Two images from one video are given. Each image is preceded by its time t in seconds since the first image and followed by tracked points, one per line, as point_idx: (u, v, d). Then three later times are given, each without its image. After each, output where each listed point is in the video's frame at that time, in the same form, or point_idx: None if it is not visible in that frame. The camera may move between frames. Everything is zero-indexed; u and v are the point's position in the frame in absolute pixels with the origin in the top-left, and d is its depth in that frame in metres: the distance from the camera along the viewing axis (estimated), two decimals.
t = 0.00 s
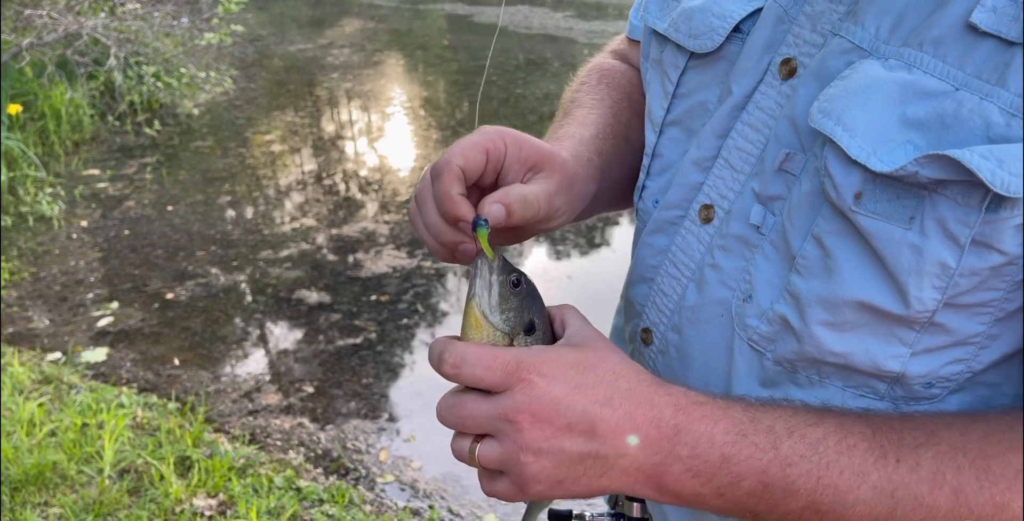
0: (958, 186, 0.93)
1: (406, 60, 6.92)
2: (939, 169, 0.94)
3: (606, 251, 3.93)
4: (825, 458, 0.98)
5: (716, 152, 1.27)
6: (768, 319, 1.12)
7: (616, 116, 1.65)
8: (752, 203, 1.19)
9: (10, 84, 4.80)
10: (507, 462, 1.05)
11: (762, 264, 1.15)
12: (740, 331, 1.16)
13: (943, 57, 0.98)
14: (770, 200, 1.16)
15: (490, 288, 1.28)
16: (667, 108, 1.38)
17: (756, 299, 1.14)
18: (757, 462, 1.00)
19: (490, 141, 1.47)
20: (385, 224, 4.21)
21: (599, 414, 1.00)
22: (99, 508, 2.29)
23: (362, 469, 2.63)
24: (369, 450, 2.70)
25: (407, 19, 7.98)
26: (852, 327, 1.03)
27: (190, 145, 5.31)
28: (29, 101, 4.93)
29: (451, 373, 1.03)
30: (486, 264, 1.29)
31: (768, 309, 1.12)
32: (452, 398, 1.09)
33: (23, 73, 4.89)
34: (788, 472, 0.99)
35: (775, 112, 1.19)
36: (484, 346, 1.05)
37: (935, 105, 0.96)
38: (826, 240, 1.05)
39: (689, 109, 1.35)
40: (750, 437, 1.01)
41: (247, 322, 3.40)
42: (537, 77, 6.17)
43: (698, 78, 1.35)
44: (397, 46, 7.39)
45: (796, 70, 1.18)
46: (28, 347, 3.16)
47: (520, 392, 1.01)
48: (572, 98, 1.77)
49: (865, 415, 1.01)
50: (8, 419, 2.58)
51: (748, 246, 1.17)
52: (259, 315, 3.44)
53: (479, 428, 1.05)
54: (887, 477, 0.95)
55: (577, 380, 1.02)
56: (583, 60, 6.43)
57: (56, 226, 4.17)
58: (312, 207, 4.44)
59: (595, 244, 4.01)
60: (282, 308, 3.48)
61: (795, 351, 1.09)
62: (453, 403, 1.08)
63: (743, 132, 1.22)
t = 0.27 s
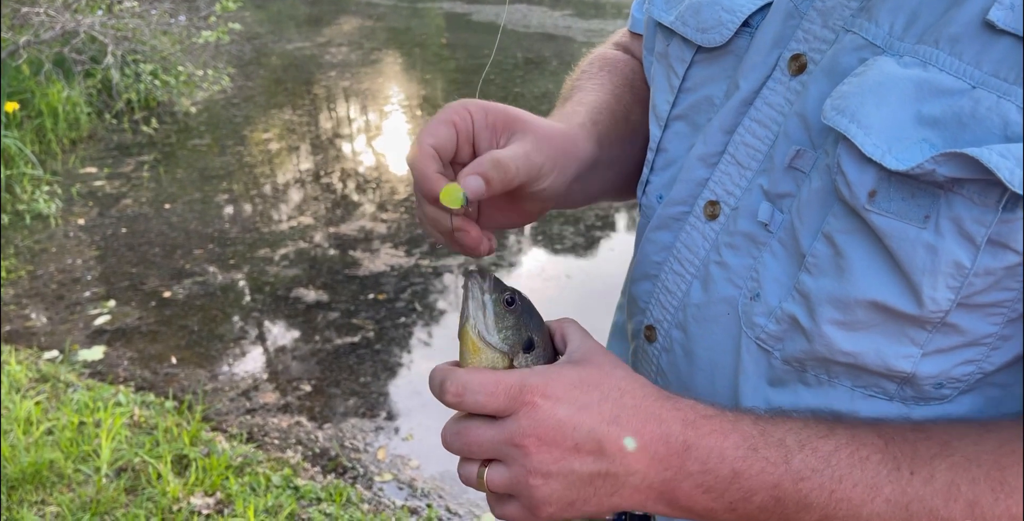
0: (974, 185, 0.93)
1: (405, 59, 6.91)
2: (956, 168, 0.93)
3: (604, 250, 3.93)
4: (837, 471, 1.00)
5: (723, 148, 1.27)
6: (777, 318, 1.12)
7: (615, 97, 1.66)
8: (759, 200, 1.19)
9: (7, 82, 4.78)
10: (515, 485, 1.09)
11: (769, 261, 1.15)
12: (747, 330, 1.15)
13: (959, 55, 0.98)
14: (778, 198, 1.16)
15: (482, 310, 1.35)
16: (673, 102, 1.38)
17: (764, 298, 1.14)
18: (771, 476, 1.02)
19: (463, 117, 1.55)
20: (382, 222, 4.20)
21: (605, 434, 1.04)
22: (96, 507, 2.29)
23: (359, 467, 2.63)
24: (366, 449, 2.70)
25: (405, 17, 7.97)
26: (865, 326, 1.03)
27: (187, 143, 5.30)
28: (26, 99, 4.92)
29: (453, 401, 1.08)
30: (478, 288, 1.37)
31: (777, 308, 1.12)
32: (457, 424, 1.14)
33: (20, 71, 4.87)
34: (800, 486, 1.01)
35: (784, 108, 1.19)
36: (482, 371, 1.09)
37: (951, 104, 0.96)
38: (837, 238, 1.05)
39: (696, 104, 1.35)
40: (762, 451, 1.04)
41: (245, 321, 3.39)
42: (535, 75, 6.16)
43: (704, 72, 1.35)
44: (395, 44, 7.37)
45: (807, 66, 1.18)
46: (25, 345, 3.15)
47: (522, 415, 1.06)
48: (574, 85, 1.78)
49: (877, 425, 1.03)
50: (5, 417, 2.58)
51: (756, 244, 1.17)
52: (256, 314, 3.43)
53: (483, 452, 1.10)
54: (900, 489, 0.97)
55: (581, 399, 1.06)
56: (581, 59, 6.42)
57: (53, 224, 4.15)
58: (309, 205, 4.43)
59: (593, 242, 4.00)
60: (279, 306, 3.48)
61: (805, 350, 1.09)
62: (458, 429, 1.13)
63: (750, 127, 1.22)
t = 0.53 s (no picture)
0: (999, 184, 0.93)
1: (402, 57, 6.91)
2: (982, 167, 0.93)
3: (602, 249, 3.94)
4: (866, 489, 0.99)
5: (733, 144, 1.26)
6: (791, 317, 1.12)
7: (616, 85, 1.67)
8: (771, 196, 1.19)
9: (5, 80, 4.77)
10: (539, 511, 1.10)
11: (782, 259, 1.15)
12: (760, 329, 1.16)
13: (982, 52, 0.97)
14: (791, 194, 1.16)
15: (497, 336, 1.35)
16: (682, 97, 1.38)
17: (777, 296, 1.14)
18: (798, 495, 1.01)
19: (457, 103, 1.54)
20: (380, 221, 4.20)
21: (628, 459, 1.04)
22: (94, 505, 2.28)
23: (357, 466, 2.63)
24: (365, 448, 2.70)
25: (403, 16, 7.97)
26: (882, 325, 1.03)
27: (186, 142, 5.29)
28: (24, 97, 4.90)
29: (471, 431, 1.08)
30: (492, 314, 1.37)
31: (790, 307, 1.12)
32: (475, 452, 1.14)
33: (18, 68, 4.86)
34: (829, 504, 1.00)
35: (797, 104, 1.19)
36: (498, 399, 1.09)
37: (976, 102, 0.96)
38: (856, 237, 1.05)
39: (704, 99, 1.35)
40: (788, 469, 1.02)
41: (243, 319, 3.39)
42: (533, 74, 6.16)
43: (713, 66, 1.35)
44: (393, 43, 7.38)
45: (820, 61, 1.17)
46: (22, 343, 3.14)
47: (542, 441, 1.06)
48: (576, 72, 1.79)
49: (901, 438, 1.02)
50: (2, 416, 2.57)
51: (768, 241, 1.17)
52: (254, 313, 3.42)
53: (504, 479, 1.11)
54: (932, 505, 0.96)
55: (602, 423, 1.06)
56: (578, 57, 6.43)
57: (50, 223, 4.15)
58: (307, 204, 4.43)
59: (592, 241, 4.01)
60: (277, 305, 3.48)
61: (819, 348, 1.09)
62: (477, 458, 1.13)
63: (761, 122, 1.22)
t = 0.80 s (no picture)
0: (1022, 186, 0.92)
1: (401, 56, 6.90)
2: (1007, 168, 0.92)
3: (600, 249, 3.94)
4: (883, 487, 0.98)
5: (745, 144, 1.27)
6: (805, 318, 1.12)
7: (622, 83, 1.66)
8: (785, 196, 1.19)
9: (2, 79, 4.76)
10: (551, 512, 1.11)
11: (796, 259, 1.15)
12: (773, 329, 1.16)
13: (1004, 53, 0.96)
14: (805, 194, 1.16)
15: (504, 335, 1.35)
16: (693, 96, 1.38)
17: (791, 296, 1.14)
18: (814, 492, 1.01)
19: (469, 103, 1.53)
20: (378, 220, 4.20)
21: (641, 455, 1.05)
22: (91, 505, 2.28)
23: (355, 466, 2.62)
24: (363, 447, 2.70)
25: (402, 15, 7.96)
26: (899, 326, 1.03)
27: (184, 141, 5.29)
28: (22, 96, 4.90)
29: (479, 430, 1.09)
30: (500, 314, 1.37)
31: (804, 308, 1.12)
32: (485, 453, 1.15)
33: (16, 67, 4.85)
34: (845, 502, 1.00)
35: (812, 103, 1.18)
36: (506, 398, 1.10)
37: (999, 102, 0.94)
38: (874, 238, 1.05)
39: (717, 98, 1.35)
40: (804, 466, 1.02)
41: (241, 318, 3.39)
42: (532, 74, 6.16)
43: (726, 66, 1.35)
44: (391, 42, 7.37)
45: (836, 61, 1.17)
46: (20, 342, 3.14)
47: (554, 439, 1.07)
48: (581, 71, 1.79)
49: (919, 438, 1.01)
50: None
51: (782, 242, 1.17)
52: (251, 313, 3.42)
53: (515, 478, 1.12)
54: (948, 504, 0.94)
55: (615, 420, 1.07)
56: (577, 57, 6.43)
57: (48, 222, 4.14)
58: (305, 203, 4.42)
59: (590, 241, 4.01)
60: (276, 304, 3.47)
61: (834, 349, 1.08)
62: (488, 459, 1.14)
63: (775, 122, 1.22)
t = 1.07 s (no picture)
0: None
1: (400, 56, 6.89)
2: None
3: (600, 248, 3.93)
4: (901, 474, 0.97)
5: (756, 140, 1.27)
6: (817, 315, 1.11)
7: (624, 79, 1.66)
8: (796, 192, 1.18)
9: None
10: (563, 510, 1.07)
11: (807, 255, 1.14)
12: (784, 326, 1.15)
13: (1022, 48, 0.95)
14: (817, 191, 1.16)
15: (495, 335, 1.36)
16: (703, 92, 1.38)
17: (803, 294, 1.13)
18: (829, 478, 1.00)
19: (464, 109, 1.54)
20: (377, 220, 4.19)
21: (650, 445, 1.03)
22: (89, 504, 2.27)
23: (353, 466, 2.62)
24: (361, 447, 2.69)
25: (401, 15, 7.96)
26: (912, 323, 1.02)
27: (182, 140, 5.28)
28: (19, 95, 4.88)
29: (482, 429, 1.09)
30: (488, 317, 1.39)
31: (816, 305, 1.12)
32: (492, 457, 1.15)
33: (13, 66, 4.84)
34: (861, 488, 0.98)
35: (825, 99, 1.18)
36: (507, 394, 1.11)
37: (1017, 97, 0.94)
38: (888, 234, 1.04)
39: (727, 95, 1.35)
40: (818, 452, 1.01)
41: (239, 318, 3.38)
42: (530, 74, 6.16)
43: (736, 63, 1.35)
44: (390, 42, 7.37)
45: (849, 56, 1.16)
46: (17, 342, 3.13)
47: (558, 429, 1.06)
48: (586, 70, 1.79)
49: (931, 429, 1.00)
50: None
51: (793, 238, 1.17)
52: (250, 312, 3.41)
53: (523, 478, 1.10)
54: (967, 490, 0.94)
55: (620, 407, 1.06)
56: (576, 57, 6.43)
57: (46, 221, 4.13)
58: (304, 203, 4.42)
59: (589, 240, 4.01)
60: (273, 304, 3.47)
61: (847, 345, 1.08)
62: (495, 462, 1.13)
63: (786, 118, 1.22)
